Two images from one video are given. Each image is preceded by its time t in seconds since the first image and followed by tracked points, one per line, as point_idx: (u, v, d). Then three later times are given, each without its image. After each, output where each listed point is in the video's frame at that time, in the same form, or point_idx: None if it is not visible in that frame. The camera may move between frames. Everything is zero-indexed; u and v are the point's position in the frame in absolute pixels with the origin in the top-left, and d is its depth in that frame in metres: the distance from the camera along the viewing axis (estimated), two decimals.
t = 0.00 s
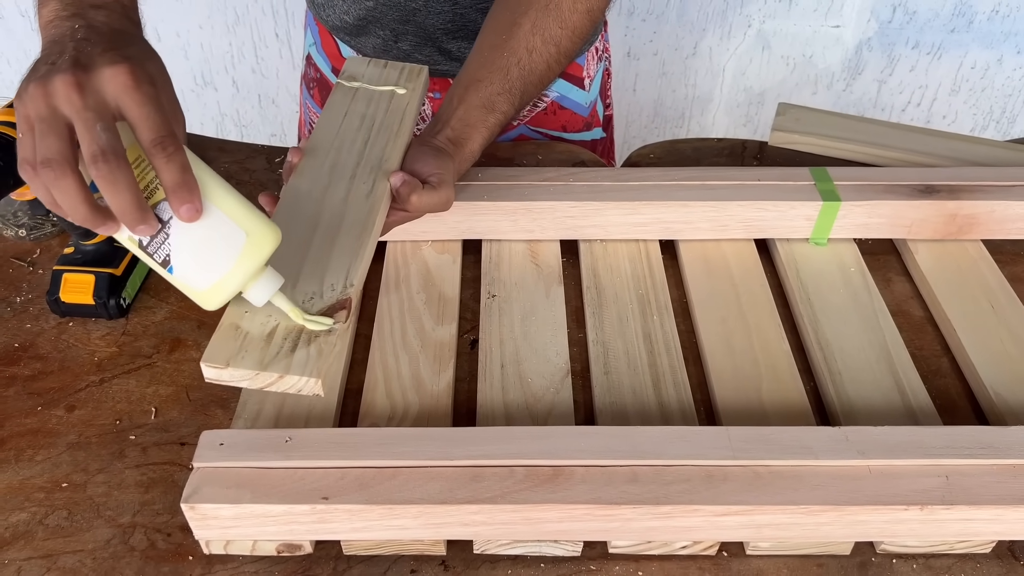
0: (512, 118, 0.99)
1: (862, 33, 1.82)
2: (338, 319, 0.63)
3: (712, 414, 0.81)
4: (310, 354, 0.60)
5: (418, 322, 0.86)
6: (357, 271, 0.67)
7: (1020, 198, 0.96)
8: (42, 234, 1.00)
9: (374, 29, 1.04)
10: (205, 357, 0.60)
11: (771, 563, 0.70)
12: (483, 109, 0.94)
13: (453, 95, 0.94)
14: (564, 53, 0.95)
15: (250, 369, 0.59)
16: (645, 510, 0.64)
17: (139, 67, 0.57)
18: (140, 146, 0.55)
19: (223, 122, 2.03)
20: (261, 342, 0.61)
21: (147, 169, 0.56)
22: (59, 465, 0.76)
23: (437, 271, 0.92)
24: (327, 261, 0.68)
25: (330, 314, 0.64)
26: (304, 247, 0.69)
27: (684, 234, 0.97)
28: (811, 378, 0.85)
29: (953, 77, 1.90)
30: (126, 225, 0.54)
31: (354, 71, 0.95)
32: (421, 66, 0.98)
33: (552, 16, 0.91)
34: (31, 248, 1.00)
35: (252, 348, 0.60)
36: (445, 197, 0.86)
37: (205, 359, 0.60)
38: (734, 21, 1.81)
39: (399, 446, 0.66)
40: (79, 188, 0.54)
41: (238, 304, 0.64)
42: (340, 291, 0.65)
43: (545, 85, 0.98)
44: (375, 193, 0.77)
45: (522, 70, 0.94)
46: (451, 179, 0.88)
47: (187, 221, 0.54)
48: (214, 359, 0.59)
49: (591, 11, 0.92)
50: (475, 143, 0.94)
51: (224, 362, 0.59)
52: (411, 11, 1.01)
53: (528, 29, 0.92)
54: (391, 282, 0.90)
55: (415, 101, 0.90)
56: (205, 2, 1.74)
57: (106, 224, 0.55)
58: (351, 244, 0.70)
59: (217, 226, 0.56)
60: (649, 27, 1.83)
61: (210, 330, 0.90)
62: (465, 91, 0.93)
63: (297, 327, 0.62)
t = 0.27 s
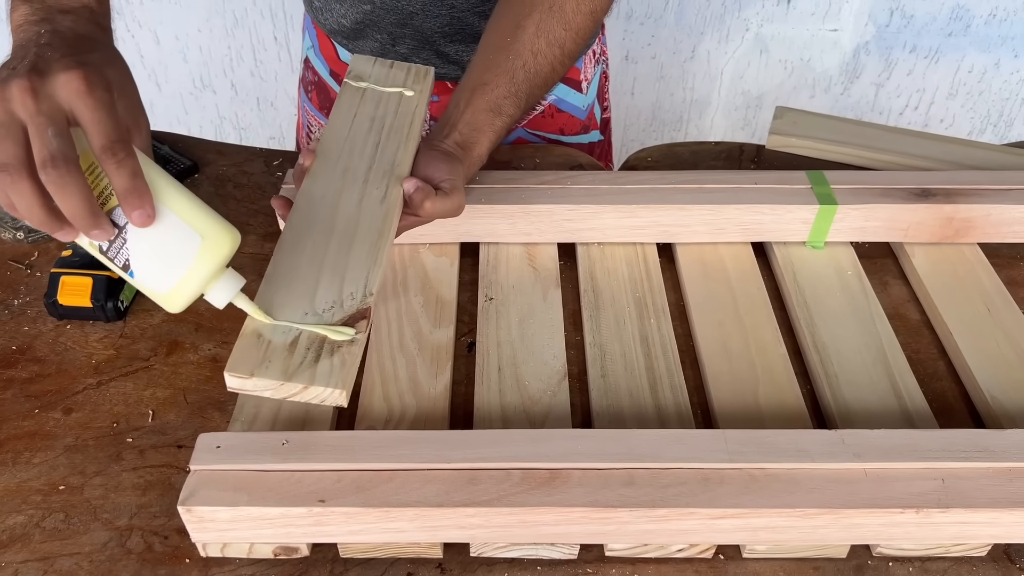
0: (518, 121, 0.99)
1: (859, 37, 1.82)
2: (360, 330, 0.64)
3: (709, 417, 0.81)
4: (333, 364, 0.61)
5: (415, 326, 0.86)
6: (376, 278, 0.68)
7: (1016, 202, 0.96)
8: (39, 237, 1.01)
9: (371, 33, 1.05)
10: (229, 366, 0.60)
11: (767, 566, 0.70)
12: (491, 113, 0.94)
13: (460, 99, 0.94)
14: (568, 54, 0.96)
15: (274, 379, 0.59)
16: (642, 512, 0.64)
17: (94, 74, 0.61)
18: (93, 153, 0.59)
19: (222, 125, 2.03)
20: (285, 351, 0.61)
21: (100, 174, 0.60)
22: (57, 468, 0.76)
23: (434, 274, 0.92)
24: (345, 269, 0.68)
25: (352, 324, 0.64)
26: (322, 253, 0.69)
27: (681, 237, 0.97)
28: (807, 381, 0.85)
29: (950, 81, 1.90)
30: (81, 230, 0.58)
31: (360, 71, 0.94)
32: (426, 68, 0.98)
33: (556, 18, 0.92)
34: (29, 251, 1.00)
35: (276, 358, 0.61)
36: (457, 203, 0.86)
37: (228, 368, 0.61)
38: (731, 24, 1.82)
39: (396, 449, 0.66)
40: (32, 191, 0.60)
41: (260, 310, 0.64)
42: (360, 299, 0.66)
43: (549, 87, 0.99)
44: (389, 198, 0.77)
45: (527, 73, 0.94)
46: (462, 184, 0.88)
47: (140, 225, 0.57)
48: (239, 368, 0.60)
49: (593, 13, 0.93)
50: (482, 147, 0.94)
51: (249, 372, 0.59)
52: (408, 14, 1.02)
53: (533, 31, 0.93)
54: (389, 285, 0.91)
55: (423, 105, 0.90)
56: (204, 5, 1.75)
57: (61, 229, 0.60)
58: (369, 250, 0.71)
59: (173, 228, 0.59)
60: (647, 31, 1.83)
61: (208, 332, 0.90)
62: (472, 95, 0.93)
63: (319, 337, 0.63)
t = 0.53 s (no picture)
0: (520, 113, 0.99)
1: (859, 40, 1.82)
2: (367, 297, 0.61)
3: (710, 421, 0.81)
4: (340, 329, 0.58)
5: (414, 329, 0.85)
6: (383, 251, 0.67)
7: (1017, 205, 0.96)
8: (37, 239, 1.01)
9: (361, 40, 1.04)
10: (230, 331, 0.57)
11: (768, 572, 0.70)
12: (495, 104, 0.93)
13: (462, 91, 0.93)
14: (569, 45, 0.97)
15: (277, 342, 0.56)
16: (642, 518, 0.63)
17: None
18: None
19: (221, 126, 2.03)
20: (288, 316, 0.58)
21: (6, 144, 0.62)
22: (53, 472, 0.75)
23: (434, 278, 0.92)
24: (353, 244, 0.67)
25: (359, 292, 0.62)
26: (327, 229, 0.68)
27: (681, 240, 0.96)
28: (809, 385, 0.85)
29: (950, 84, 1.90)
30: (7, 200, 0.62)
31: (362, 71, 0.94)
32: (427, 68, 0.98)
33: (557, 8, 0.94)
34: (26, 253, 1.00)
35: (279, 324, 0.58)
36: (463, 188, 0.86)
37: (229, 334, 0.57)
38: (731, 27, 1.82)
39: (394, 453, 0.66)
40: None
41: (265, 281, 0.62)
42: (367, 269, 0.64)
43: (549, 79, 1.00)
44: (394, 180, 0.76)
45: (529, 64, 0.95)
46: (469, 170, 0.88)
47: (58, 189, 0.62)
48: (240, 331, 0.56)
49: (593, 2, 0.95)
50: (488, 137, 0.94)
51: (250, 335, 0.56)
52: (399, 20, 1.01)
53: (534, 22, 0.93)
54: (388, 288, 0.90)
55: (426, 101, 0.90)
56: (203, 7, 1.74)
57: None
58: (374, 226, 0.69)
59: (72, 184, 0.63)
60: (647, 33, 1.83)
61: (206, 335, 0.89)
62: (476, 86, 0.92)
63: (325, 304, 0.60)
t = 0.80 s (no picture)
0: (521, 126, 1.00)
1: (860, 42, 1.83)
2: (372, 318, 0.65)
3: (711, 419, 0.81)
4: (348, 350, 0.62)
5: (417, 324, 0.86)
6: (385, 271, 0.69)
7: (1017, 207, 0.96)
8: (39, 231, 1.01)
9: (406, 36, 1.09)
10: (249, 357, 0.61)
11: (768, 569, 0.70)
12: (495, 115, 0.95)
13: (468, 103, 0.96)
14: (573, 63, 0.99)
15: (292, 367, 0.60)
16: (644, 514, 0.64)
17: None
18: None
19: (222, 121, 2.03)
20: (302, 340, 0.62)
21: None
22: (56, 463, 0.76)
23: (436, 274, 0.92)
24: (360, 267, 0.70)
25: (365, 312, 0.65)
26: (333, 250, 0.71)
27: (682, 239, 0.97)
28: (809, 385, 0.86)
29: (950, 86, 1.91)
30: None
31: (363, 82, 0.96)
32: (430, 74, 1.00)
33: (563, 27, 0.96)
34: (29, 245, 1.00)
35: (293, 348, 0.62)
36: (460, 199, 0.86)
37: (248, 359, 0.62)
38: (732, 27, 1.82)
39: (397, 447, 0.66)
40: None
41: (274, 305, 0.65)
42: (371, 291, 0.67)
43: (553, 96, 1.01)
44: (396, 196, 0.78)
45: (532, 78, 0.97)
46: (466, 180, 0.88)
47: None
48: (259, 358, 0.61)
49: (598, 24, 0.97)
50: (486, 148, 0.95)
51: (268, 361, 0.60)
52: (444, 15, 1.06)
53: (540, 38, 0.96)
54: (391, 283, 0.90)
55: (426, 108, 0.92)
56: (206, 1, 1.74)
57: None
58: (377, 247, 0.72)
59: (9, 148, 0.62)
60: (649, 32, 1.83)
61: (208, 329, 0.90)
62: (479, 97, 0.96)
63: (334, 327, 0.63)
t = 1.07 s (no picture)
0: (519, 125, 0.99)
1: (858, 42, 1.82)
2: (366, 311, 0.64)
3: (708, 421, 0.81)
4: (340, 343, 0.62)
5: (414, 326, 0.85)
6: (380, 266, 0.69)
7: (1015, 209, 0.96)
8: (34, 232, 1.00)
9: (410, 36, 1.09)
10: (241, 348, 0.61)
11: (766, 572, 0.70)
12: (494, 113, 0.95)
13: (466, 99, 0.96)
14: (573, 62, 0.98)
15: (284, 359, 0.60)
16: (641, 517, 0.64)
17: None
18: None
19: (219, 121, 2.02)
20: (293, 332, 0.62)
21: None
22: (51, 466, 0.75)
23: (433, 275, 0.92)
24: (358, 256, 0.70)
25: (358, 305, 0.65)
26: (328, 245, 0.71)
27: (680, 240, 0.97)
28: (807, 386, 0.85)
29: (948, 87, 1.91)
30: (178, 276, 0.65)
31: (362, 76, 0.96)
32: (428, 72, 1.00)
33: (563, 26, 0.96)
34: (24, 246, 0.99)
35: (285, 339, 0.62)
36: (458, 196, 0.86)
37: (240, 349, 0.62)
38: (730, 28, 1.82)
39: (394, 450, 0.66)
40: None
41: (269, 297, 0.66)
42: (365, 284, 0.67)
43: (551, 95, 1.01)
44: (393, 191, 0.78)
45: (532, 76, 0.96)
46: (463, 177, 0.87)
47: None
48: (251, 349, 0.61)
49: (598, 24, 0.97)
50: (484, 144, 0.94)
51: (260, 352, 0.60)
52: (448, 15, 1.06)
53: (539, 36, 0.95)
54: (388, 284, 0.90)
55: (425, 105, 0.92)
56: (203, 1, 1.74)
57: None
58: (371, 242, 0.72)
59: None
60: (647, 33, 1.83)
61: (204, 330, 0.89)
62: (478, 94, 0.95)
63: (326, 319, 0.63)
